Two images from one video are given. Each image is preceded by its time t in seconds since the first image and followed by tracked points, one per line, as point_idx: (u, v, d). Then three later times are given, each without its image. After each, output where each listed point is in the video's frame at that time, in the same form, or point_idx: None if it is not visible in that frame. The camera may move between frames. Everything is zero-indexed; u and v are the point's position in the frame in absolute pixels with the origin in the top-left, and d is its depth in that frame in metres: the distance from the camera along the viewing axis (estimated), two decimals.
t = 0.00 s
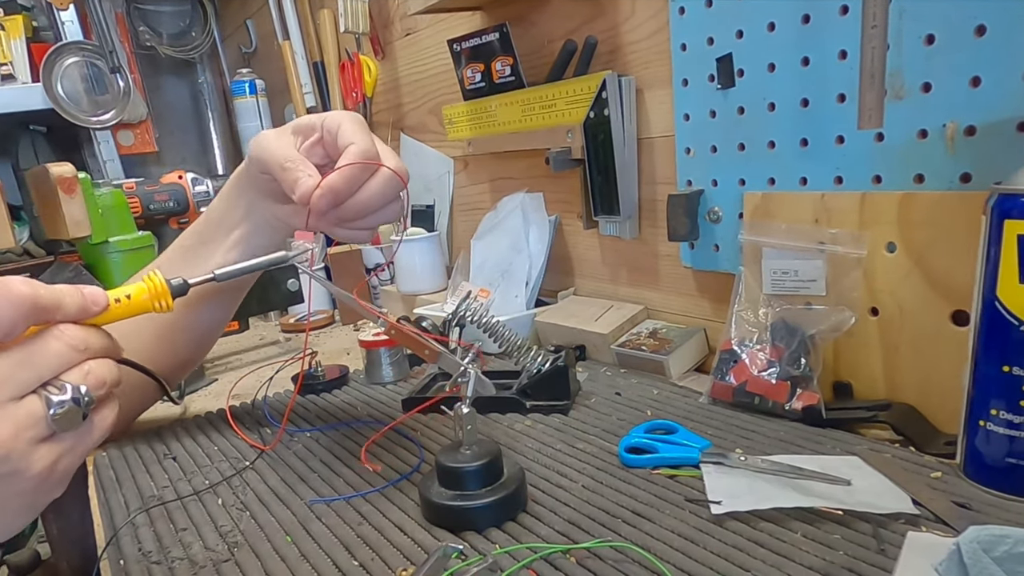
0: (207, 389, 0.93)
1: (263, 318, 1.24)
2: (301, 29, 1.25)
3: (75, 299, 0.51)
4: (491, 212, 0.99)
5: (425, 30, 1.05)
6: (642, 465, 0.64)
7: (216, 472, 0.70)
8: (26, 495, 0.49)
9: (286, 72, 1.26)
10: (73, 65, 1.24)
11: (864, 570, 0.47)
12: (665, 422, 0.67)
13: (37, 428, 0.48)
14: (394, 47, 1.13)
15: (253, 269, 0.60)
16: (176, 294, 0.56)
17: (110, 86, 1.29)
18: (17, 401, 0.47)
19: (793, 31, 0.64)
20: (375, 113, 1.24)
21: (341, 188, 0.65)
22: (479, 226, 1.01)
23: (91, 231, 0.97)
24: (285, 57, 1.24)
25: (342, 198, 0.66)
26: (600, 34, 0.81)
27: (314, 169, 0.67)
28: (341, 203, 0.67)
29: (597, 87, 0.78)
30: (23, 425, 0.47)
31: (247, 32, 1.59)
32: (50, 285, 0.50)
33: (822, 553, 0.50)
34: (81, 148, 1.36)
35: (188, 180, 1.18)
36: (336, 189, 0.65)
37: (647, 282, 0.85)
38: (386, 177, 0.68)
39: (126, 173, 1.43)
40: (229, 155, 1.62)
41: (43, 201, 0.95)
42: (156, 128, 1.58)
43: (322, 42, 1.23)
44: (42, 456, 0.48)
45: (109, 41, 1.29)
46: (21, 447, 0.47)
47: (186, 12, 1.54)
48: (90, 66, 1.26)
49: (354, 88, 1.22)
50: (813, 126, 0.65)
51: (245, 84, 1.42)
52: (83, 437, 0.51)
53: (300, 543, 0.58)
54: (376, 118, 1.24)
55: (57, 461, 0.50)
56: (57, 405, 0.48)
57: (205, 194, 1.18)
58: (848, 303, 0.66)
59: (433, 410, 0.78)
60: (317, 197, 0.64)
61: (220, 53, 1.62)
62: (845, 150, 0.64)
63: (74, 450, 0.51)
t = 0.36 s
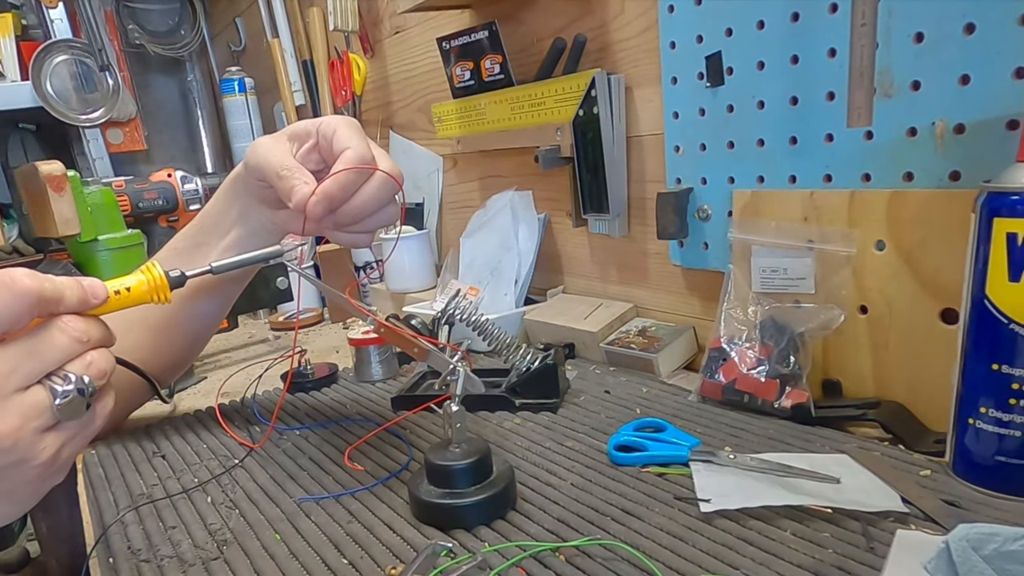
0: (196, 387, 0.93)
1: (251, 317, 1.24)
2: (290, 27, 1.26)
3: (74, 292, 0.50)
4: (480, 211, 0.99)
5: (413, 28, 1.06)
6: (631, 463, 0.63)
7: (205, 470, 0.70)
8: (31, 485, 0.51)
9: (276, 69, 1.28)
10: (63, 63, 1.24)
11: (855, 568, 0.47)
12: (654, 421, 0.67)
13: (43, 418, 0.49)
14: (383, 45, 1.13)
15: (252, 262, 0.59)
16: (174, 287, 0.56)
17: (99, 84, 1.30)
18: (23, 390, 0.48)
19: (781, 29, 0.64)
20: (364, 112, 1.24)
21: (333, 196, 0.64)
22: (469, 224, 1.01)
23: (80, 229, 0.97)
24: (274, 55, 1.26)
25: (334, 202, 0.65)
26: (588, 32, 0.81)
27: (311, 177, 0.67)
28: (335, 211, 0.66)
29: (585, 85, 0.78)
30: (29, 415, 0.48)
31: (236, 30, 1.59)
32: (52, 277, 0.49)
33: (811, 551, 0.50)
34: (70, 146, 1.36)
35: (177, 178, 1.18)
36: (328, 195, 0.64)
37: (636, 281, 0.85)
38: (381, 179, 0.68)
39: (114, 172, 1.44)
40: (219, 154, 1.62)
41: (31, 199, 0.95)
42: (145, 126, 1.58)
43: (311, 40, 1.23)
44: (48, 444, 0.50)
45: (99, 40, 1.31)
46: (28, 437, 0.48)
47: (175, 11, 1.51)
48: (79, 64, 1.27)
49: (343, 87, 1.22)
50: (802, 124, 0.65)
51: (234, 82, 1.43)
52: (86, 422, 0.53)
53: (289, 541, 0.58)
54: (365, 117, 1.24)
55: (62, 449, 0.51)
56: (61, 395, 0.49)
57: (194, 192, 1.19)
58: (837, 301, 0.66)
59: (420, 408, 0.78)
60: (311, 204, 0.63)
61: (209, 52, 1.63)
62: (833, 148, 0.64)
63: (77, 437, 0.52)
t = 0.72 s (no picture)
0: (188, 385, 0.93)
1: (243, 314, 1.24)
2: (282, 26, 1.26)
3: (63, 288, 0.50)
4: (471, 209, 0.99)
5: (405, 26, 1.06)
6: (622, 461, 0.63)
7: (196, 468, 0.70)
8: (22, 481, 0.51)
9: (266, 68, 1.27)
10: (54, 61, 1.23)
11: (846, 566, 0.47)
12: (646, 419, 0.67)
13: (34, 413, 0.49)
14: (374, 43, 1.13)
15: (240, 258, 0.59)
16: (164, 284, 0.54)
17: (90, 82, 1.29)
18: (14, 386, 0.48)
19: (773, 26, 0.64)
20: (356, 110, 1.24)
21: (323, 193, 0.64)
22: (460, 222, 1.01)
23: (71, 227, 0.97)
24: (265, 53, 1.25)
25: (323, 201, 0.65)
26: (580, 30, 0.81)
27: (304, 175, 0.67)
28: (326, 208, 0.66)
29: (577, 83, 0.78)
30: (20, 410, 0.48)
31: (227, 28, 1.59)
32: (41, 273, 0.49)
33: (802, 549, 0.49)
34: (62, 144, 1.38)
35: (169, 176, 1.17)
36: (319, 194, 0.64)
37: (627, 279, 0.85)
38: (373, 174, 0.67)
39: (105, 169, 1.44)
40: (210, 152, 1.63)
41: (22, 196, 0.96)
42: (136, 124, 1.59)
43: (302, 38, 1.23)
44: (40, 440, 0.50)
45: (91, 38, 1.25)
46: (20, 432, 0.48)
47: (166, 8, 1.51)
48: (71, 62, 1.26)
49: (335, 85, 1.22)
50: (793, 121, 0.65)
51: (225, 80, 1.43)
52: (78, 418, 0.53)
53: (280, 539, 0.58)
54: (357, 115, 1.24)
55: (54, 443, 0.51)
56: (53, 390, 0.49)
57: (185, 189, 1.18)
58: (828, 299, 0.66)
59: (410, 406, 0.78)
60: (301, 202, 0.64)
61: (201, 49, 1.63)
62: (825, 146, 0.64)
63: (69, 432, 0.53)
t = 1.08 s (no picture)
0: (181, 383, 0.93)
1: (236, 312, 1.24)
2: (275, 24, 1.26)
3: (13, 282, 0.51)
4: (465, 207, 0.99)
5: (398, 24, 1.05)
6: (615, 460, 0.63)
7: (189, 466, 0.70)
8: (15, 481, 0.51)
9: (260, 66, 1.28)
10: (47, 60, 1.24)
11: (839, 565, 0.47)
12: (639, 417, 0.67)
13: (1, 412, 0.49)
14: (367, 41, 1.13)
15: (223, 245, 0.56)
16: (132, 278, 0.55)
17: (84, 80, 1.29)
18: None
19: (766, 24, 0.64)
20: (349, 108, 1.24)
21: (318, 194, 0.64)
22: (453, 220, 1.01)
23: (64, 226, 0.98)
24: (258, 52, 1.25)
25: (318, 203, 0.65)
26: (573, 28, 0.81)
27: (299, 177, 0.67)
28: (320, 209, 0.66)
29: (570, 81, 0.78)
30: None
31: (220, 26, 1.59)
32: None
33: (795, 548, 0.49)
34: (55, 141, 1.37)
35: (161, 174, 1.17)
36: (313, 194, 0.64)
37: (620, 276, 0.86)
38: (366, 175, 0.68)
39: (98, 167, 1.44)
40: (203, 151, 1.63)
41: (14, 195, 0.96)
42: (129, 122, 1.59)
43: (295, 36, 1.23)
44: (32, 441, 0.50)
45: (82, 35, 1.26)
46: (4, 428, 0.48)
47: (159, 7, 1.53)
48: (64, 60, 1.26)
49: (327, 83, 1.21)
50: (787, 119, 0.65)
51: (218, 78, 1.43)
52: (48, 419, 0.52)
53: (273, 537, 0.58)
54: (350, 113, 1.24)
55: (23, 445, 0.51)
56: (16, 391, 0.49)
57: (179, 188, 1.18)
58: (821, 297, 0.66)
59: (403, 404, 0.78)
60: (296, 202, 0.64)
61: (193, 47, 1.62)
62: (818, 144, 0.64)
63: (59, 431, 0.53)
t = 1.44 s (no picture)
0: (176, 382, 0.93)
1: (231, 311, 1.25)
2: (270, 23, 1.26)
3: (37, 279, 0.50)
4: (459, 205, 0.99)
5: (392, 22, 1.05)
6: (609, 458, 0.63)
7: (183, 464, 0.70)
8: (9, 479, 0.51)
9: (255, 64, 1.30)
10: (41, 57, 1.24)
11: (834, 563, 0.47)
12: (634, 415, 0.67)
13: (25, 396, 0.50)
14: (362, 39, 1.13)
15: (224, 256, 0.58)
16: (148, 280, 0.54)
17: (78, 78, 1.29)
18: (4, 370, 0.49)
19: (761, 23, 0.64)
20: (343, 106, 1.24)
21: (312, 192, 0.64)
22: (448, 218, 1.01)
23: (58, 224, 0.98)
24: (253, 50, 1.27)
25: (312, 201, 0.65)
26: (567, 26, 0.81)
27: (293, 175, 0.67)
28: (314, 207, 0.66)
29: (565, 79, 0.78)
30: (11, 393, 0.49)
31: (215, 24, 1.59)
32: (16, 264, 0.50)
33: (790, 546, 0.49)
34: (49, 139, 1.37)
35: (156, 172, 1.17)
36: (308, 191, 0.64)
37: (615, 275, 0.86)
38: (361, 173, 0.67)
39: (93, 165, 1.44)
40: (198, 149, 1.63)
41: (8, 193, 0.96)
42: (124, 120, 1.59)
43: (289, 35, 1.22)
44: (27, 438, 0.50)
45: (78, 34, 1.30)
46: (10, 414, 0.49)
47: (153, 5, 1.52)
48: (59, 58, 1.26)
49: (322, 81, 1.21)
50: (781, 118, 0.65)
51: (213, 77, 1.43)
52: (68, 405, 0.53)
53: (268, 535, 0.58)
54: (344, 111, 1.25)
55: (46, 428, 0.51)
56: (43, 375, 0.49)
57: (173, 186, 1.18)
58: (815, 295, 0.66)
59: (398, 402, 0.78)
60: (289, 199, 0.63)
61: (188, 45, 1.62)
62: (812, 142, 0.64)
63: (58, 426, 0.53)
